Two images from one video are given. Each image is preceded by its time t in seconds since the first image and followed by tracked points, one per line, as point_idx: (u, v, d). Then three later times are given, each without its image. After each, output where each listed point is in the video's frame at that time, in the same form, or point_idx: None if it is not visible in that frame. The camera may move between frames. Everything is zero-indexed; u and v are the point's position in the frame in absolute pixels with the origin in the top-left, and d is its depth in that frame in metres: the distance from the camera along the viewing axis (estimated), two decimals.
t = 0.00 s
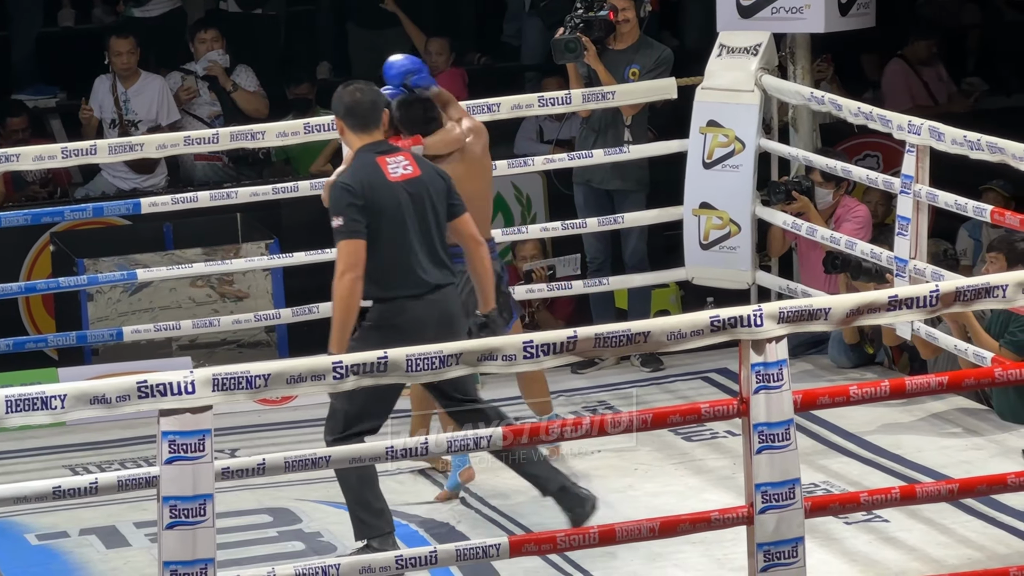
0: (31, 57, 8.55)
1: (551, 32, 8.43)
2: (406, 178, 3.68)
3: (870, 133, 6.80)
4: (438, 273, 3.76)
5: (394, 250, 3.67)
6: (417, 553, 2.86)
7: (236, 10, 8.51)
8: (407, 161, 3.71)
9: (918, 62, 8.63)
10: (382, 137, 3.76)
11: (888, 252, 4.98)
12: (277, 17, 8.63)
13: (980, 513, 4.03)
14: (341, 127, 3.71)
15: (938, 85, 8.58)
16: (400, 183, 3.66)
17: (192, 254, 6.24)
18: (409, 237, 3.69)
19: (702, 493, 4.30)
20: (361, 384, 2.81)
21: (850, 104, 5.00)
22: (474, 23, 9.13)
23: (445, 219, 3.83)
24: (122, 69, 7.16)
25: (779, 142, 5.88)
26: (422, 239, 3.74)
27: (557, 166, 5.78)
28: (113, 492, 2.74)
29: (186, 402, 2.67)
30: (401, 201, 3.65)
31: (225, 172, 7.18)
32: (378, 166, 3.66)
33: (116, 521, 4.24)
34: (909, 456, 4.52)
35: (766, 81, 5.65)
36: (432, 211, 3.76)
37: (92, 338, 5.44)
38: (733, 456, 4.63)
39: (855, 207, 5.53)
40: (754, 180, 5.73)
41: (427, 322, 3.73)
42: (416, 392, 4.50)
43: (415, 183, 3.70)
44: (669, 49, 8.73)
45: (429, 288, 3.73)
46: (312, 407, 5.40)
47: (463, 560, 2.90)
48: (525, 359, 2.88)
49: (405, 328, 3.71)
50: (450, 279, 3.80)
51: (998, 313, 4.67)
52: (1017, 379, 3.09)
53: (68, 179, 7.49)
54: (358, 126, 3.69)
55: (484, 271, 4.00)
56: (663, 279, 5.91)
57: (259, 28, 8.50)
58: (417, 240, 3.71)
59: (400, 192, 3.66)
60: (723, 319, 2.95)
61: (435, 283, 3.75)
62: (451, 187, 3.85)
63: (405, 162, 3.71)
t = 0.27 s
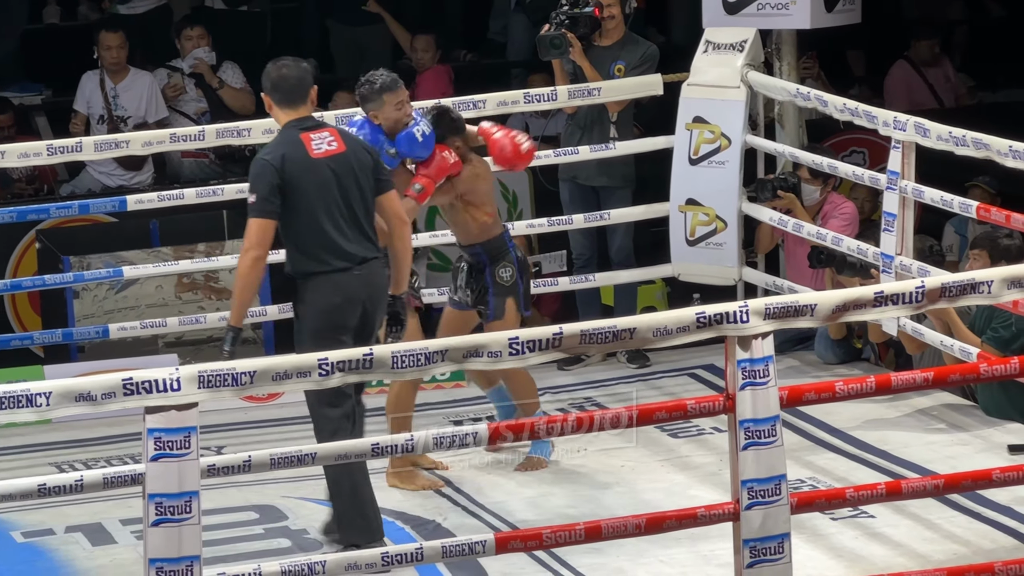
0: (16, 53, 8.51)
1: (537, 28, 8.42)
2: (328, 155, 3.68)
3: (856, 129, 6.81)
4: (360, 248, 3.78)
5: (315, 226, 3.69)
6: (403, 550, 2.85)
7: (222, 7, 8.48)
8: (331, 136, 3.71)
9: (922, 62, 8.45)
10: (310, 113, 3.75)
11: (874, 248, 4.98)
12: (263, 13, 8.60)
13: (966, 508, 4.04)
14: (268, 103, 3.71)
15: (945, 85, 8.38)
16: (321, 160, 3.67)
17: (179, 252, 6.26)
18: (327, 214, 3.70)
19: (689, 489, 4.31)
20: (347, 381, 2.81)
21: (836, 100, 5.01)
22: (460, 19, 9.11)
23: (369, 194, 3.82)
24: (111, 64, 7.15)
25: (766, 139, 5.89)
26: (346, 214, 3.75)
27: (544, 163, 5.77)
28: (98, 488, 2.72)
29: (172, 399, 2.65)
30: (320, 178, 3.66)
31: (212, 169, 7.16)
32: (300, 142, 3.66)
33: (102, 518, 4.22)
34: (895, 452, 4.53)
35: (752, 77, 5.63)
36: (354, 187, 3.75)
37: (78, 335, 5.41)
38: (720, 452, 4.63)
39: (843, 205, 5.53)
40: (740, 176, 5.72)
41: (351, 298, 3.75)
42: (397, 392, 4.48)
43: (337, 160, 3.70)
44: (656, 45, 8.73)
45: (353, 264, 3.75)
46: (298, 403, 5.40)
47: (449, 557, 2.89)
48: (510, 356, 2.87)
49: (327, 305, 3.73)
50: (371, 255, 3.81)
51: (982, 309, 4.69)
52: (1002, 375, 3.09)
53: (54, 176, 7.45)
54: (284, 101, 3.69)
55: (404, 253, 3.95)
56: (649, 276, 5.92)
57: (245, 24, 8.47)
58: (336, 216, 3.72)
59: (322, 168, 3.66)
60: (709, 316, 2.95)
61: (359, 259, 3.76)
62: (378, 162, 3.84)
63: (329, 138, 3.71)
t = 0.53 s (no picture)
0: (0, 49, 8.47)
1: (522, 26, 8.41)
2: (265, 161, 3.76)
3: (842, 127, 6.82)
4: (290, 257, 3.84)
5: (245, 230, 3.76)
6: (389, 547, 2.84)
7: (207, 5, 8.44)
8: (271, 144, 3.79)
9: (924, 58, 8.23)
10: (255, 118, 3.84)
11: (859, 245, 5.00)
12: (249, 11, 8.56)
13: (952, 505, 4.05)
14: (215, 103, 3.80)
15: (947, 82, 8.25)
16: (258, 166, 3.75)
17: (166, 250, 6.26)
18: (261, 218, 3.77)
19: (675, 486, 4.31)
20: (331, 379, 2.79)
21: (822, 97, 5.01)
22: (446, 17, 9.10)
23: (305, 203, 3.89)
24: (97, 62, 7.11)
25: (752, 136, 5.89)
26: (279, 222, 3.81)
27: (529, 161, 5.77)
28: (84, 487, 2.71)
29: (157, 397, 2.63)
30: (256, 184, 3.75)
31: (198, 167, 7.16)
32: (239, 146, 3.74)
33: (87, 517, 4.20)
34: (881, 449, 4.53)
35: (738, 74, 5.65)
36: (289, 195, 3.83)
37: (63, 334, 5.38)
38: (706, 449, 4.63)
39: (829, 202, 5.52)
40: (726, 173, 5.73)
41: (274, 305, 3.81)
42: (380, 389, 4.32)
43: (274, 167, 3.78)
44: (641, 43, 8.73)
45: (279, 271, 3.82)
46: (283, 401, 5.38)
47: (435, 554, 2.88)
48: (496, 353, 2.86)
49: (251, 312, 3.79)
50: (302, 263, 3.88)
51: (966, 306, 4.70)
52: (988, 372, 3.10)
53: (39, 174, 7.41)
54: (229, 104, 3.77)
55: (338, 268, 3.98)
56: (635, 273, 5.91)
57: (230, 22, 8.43)
58: (269, 222, 3.79)
59: (257, 173, 3.74)
60: (695, 314, 2.93)
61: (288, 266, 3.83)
62: (317, 173, 3.90)
63: (269, 144, 3.79)
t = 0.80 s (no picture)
0: None
1: (510, 26, 8.40)
2: (206, 146, 3.77)
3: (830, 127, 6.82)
4: (230, 243, 3.84)
5: (183, 216, 3.78)
6: (378, 548, 2.83)
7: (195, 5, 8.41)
8: (214, 129, 3.80)
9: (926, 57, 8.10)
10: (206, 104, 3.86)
11: (848, 245, 5.00)
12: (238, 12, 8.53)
13: (940, 504, 4.05)
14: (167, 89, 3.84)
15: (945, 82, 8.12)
16: (198, 151, 3.77)
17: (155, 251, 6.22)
18: (199, 203, 3.79)
19: (665, 486, 4.31)
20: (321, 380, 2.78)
21: (810, 97, 5.01)
22: (434, 17, 9.08)
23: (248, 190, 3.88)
24: (84, 63, 7.08)
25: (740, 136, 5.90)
26: (220, 208, 3.82)
27: (518, 161, 5.76)
28: (72, 488, 2.70)
29: (146, 398, 2.62)
30: (196, 169, 3.76)
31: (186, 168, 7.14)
32: (182, 131, 3.77)
33: (76, 518, 4.18)
34: (870, 449, 4.54)
35: (726, 74, 5.65)
36: (230, 182, 3.83)
37: (52, 334, 5.36)
38: (695, 449, 4.63)
39: (818, 202, 5.53)
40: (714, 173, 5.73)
41: (210, 290, 3.84)
42: (383, 392, 4.35)
43: (214, 153, 3.79)
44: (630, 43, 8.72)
45: (217, 258, 3.83)
46: (273, 402, 5.37)
47: (424, 555, 2.87)
48: (485, 353, 2.85)
49: (187, 296, 3.80)
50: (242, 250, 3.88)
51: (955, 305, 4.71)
52: (977, 372, 3.11)
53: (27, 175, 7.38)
54: (178, 89, 3.80)
55: (277, 252, 3.99)
56: (624, 273, 5.91)
57: (219, 22, 8.41)
58: (208, 207, 3.80)
59: (195, 158, 3.76)
60: (684, 313, 2.93)
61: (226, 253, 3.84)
62: (263, 159, 3.88)
63: (212, 131, 3.80)
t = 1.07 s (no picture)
0: None
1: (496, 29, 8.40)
2: (145, 151, 3.87)
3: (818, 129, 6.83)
4: (173, 245, 3.93)
5: (126, 219, 3.90)
6: (366, 550, 2.82)
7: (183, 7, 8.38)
8: (155, 134, 3.89)
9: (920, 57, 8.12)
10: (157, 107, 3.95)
11: (836, 247, 5.01)
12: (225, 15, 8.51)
13: (928, 506, 4.06)
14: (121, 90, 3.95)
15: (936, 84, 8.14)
16: (137, 156, 3.87)
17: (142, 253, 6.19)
18: (139, 207, 3.90)
19: (653, 488, 4.30)
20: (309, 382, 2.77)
21: (799, 99, 5.02)
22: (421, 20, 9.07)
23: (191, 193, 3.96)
24: (70, 65, 7.05)
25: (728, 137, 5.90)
26: (162, 211, 3.91)
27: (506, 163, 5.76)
28: (60, 491, 2.69)
29: (134, 401, 2.61)
30: (135, 173, 3.87)
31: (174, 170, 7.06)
32: (124, 135, 3.88)
33: (64, 520, 4.16)
34: (858, 451, 4.54)
35: (714, 76, 5.66)
36: (171, 186, 3.91)
37: (39, 337, 5.34)
38: (683, 451, 4.63)
39: (807, 206, 5.53)
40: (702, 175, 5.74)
41: (155, 291, 3.94)
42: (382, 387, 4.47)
43: (153, 157, 3.88)
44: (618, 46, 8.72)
45: (161, 260, 3.93)
46: (261, 404, 5.36)
47: (413, 557, 2.86)
48: (473, 356, 2.85)
49: (133, 296, 3.93)
50: (183, 253, 3.95)
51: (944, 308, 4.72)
52: (965, 374, 3.11)
53: (14, 178, 7.34)
54: (127, 94, 3.90)
55: (229, 253, 4.03)
56: (611, 275, 5.91)
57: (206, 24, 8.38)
58: (148, 210, 3.90)
59: (136, 162, 3.87)
60: (672, 315, 2.94)
61: (165, 256, 3.93)
62: (207, 161, 3.95)
63: (154, 134, 3.89)
